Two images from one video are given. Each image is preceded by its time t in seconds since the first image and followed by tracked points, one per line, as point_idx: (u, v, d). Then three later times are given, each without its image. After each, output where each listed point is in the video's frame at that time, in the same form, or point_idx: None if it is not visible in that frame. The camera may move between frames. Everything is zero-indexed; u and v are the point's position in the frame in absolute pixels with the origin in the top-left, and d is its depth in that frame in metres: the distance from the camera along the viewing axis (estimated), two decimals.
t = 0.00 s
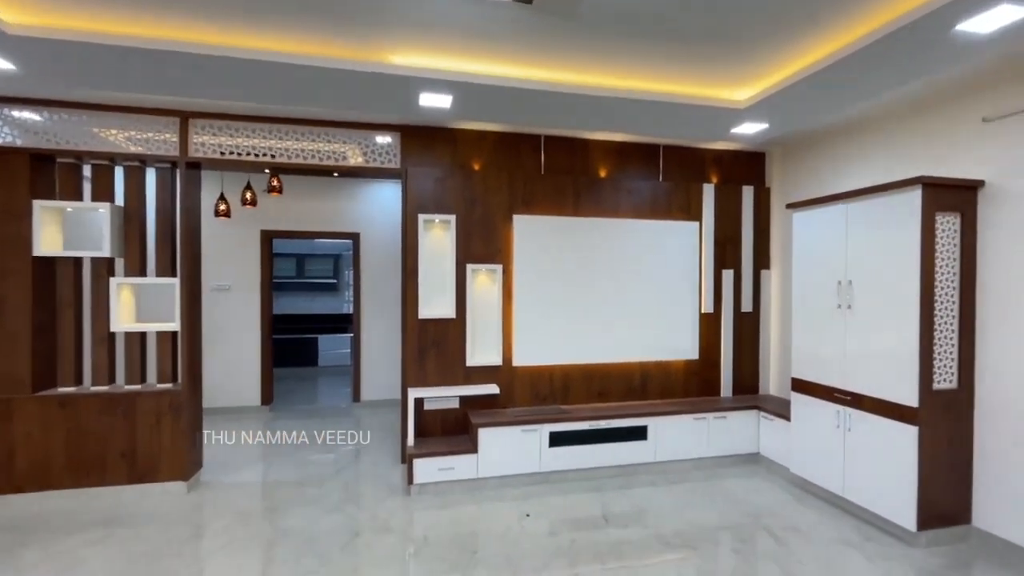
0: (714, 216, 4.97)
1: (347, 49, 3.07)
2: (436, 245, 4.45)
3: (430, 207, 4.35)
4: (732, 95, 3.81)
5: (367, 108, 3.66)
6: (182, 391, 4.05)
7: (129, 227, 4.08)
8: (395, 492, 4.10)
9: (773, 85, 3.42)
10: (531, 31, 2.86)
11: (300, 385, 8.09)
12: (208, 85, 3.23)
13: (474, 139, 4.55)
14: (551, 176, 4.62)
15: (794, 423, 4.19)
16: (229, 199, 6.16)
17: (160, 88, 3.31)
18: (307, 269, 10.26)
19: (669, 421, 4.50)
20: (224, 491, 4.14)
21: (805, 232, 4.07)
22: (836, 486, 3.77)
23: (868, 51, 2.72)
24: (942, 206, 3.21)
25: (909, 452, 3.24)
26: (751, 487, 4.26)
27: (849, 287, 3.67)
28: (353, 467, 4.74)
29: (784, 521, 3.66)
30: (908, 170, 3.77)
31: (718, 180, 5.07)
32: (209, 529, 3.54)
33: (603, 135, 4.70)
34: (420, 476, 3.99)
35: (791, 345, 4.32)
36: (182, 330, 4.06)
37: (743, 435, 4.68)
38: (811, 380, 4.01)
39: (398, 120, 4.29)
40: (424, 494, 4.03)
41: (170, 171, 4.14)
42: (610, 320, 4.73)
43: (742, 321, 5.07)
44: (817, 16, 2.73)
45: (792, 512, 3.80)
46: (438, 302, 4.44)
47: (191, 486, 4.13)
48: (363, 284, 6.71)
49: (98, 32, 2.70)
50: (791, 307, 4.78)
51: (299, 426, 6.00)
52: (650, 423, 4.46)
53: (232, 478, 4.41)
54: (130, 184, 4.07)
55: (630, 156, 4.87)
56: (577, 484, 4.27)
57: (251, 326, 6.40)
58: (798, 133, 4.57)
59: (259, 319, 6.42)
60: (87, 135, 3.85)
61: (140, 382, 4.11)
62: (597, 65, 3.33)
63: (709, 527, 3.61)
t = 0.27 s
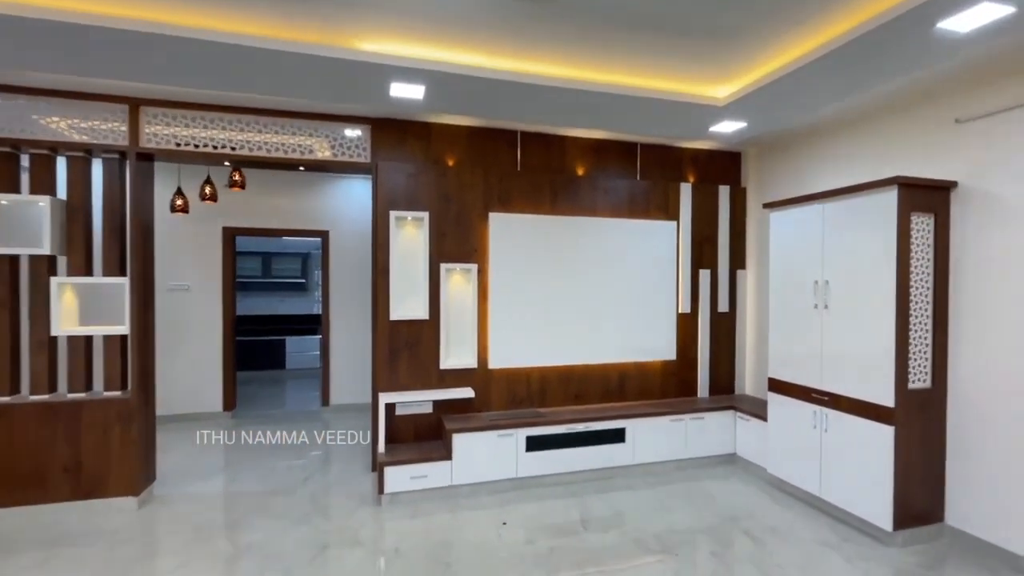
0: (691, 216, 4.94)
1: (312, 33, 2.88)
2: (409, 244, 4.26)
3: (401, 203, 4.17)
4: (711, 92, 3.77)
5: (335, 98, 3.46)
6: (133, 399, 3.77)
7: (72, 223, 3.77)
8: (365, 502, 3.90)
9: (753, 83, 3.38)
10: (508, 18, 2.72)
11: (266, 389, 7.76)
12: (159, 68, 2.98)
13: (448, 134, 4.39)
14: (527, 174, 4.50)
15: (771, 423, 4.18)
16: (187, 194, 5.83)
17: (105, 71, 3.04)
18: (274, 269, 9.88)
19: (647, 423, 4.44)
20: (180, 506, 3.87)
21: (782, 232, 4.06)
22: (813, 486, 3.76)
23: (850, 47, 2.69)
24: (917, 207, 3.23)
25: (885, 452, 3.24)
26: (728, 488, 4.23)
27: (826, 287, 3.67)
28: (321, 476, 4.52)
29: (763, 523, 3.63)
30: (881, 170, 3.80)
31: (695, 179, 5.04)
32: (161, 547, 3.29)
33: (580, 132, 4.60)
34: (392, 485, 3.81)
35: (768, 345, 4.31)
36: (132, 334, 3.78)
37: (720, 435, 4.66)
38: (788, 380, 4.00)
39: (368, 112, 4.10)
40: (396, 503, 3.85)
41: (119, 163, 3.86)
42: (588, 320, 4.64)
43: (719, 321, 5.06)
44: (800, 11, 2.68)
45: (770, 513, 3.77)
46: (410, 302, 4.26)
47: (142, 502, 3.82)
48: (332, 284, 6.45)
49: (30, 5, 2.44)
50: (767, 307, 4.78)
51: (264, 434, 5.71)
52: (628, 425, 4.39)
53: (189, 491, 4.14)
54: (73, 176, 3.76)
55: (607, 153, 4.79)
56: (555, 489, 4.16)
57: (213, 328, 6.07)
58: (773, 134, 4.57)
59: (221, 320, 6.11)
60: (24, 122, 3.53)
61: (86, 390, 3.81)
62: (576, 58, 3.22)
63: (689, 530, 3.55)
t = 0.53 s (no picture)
0: (668, 216, 4.90)
1: (274, 15, 2.68)
2: (380, 242, 4.07)
3: (372, 200, 3.98)
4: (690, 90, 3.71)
5: (300, 87, 3.26)
6: (77, 409, 3.48)
7: (7, 218, 3.46)
8: (333, 514, 3.71)
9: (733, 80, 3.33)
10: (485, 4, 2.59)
11: (230, 394, 7.42)
12: (103, 49, 2.73)
13: (421, 129, 4.22)
14: (503, 171, 4.37)
15: (749, 424, 4.17)
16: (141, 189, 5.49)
17: (41, 52, 2.77)
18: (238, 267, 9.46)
19: (625, 425, 4.38)
20: (130, 523, 3.60)
21: (759, 232, 4.04)
22: (791, 486, 3.75)
23: (833, 44, 2.66)
24: (893, 208, 3.24)
25: (863, 452, 3.24)
26: (707, 489, 4.19)
27: (803, 287, 3.66)
28: (286, 487, 4.29)
29: (742, 525, 3.60)
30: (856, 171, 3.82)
31: (673, 178, 5.01)
32: (108, 569, 3.03)
33: (557, 129, 4.50)
34: (362, 496, 3.62)
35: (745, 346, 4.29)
36: (76, 338, 3.48)
37: (698, 436, 4.63)
38: (766, 381, 3.99)
39: (336, 104, 3.90)
40: (366, 515, 3.67)
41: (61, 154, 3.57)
42: (565, 321, 4.55)
43: (696, 321, 5.04)
44: (782, 6, 2.63)
45: (749, 514, 3.74)
46: (381, 303, 4.08)
47: (88, 520, 3.54)
48: (300, 284, 6.19)
49: None
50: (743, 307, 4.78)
51: (225, 442, 5.42)
52: (606, 428, 4.31)
53: (141, 507, 3.86)
54: (8, 166, 3.45)
55: (585, 151, 4.71)
56: (532, 495, 4.05)
57: (171, 331, 5.74)
58: (750, 134, 4.56)
59: (181, 323, 5.78)
60: None
61: (24, 399, 3.50)
62: (555, 50, 3.10)
63: (669, 534, 3.49)
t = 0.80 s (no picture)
0: (649, 214, 4.84)
1: None
2: (353, 238, 3.89)
3: (344, 194, 3.79)
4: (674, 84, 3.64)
5: (266, 72, 3.05)
6: (18, 416, 3.21)
7: None
8: (303, 525, 3.51)
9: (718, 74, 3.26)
10: None
11: (194, 399, 7.07)
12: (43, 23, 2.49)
13: (396, 120, 4.05)
14: (482, 166, 4.24)
15: (730, 424, 4.13)
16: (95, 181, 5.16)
17: None
18: (204, 266, 9.07)
19: (607, 426, 4.29)
20: (78, 540, 3.33)
21: (741, 230, 4.02)
22: (773, 486, 3.72)
23: (820, 37, 2.61)
24: (874, 205, 3.23)
25: (846, 451, 3.22)
26: (689, 490, 4.14)
27: (785, 285, 3.64)
28: (253, 497, 4.06)
29: (726, 526, 3.55)
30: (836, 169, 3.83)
31: (653, 176, 4.96)
32: None
33: (538, 123, 4.39)
34: (333, 505, 3.44)
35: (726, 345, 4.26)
36: (17, 340, 3.21)
37: (679, 436, 4.58)
38: (747, 380, 3.97)
39: (306, 92, 3.70)
40: (337, 525, 3.48)
41: None
42: (546, 321, 4.44)
43: (677, 320, 4.99)
44: None
45: (732, 515, 3.70)
46: (354, 303, 3.90)
47: (30, 537, 3.28)
48: (268, 283, 5.93)
49: None
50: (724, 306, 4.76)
51: (188, 450, 5.13)
52: (587, 430, 4.22)
53: (91, 523, 3.58)
54: None
55: (565, 147, 4.61)
56: (512, 500, 3.92)
57: (128, 332, 5.42)
58: (731, 132, 4.54)
59: (139, 324, 5.47)
60: None
61: None
62: (537, 37, 2.98)
63: (653, 537, 3.41)
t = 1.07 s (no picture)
0: (636, 210, 4.76)
1: None
2: (329, 233, 3.70)
3: (320, 186, 3.60)
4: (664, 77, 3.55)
5: (235, 55, 2.85)
6: None
7: None
8: (276, 537, 3.31)
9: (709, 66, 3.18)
10: None
11: (161, 403, 6.74)
12: None
13: (376, 110, 3.87)
14: (466, 159, 4.09)
15: (719, 423, 4.08)
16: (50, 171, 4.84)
17: None
18: (172, 264, 8.66)
19: (594, 427, 4.19)
20: (27, 559, 3.07)
21: (729, 227, 3.97)
22: (762, 486, 3.67)
23: (816, 27, 2.54)
24: (865, 202, 3.19)
25: (837, 451, 3.18)
26: (677, 491, 4.06)
27: (775, 283, 3.59)
28: (222, 507, 3.83)
29: (716, 528, 3.47)
30: (824, 165, 3.80)
31: (640, 172, 4.88)
32: None
33: (523, 116, 4.26)
34: (308, 515, 3.25)
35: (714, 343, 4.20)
36: None
37: (666, 436, 4.51)
38: (736, 379, 3.91)
39: (279, 78, 3.50)
40: (313, 536, 3.29)
41: None
42: (532, 319, 4.32)
43: (663, 319, 4.93)
44: None
45: (722, 516, 3.63)
46: (331, 301, 3.71)
47: None
48: (240, 281, 5.67)
49: None
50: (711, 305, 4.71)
51: (153, 458, 4.85)
52: (574, 432, 4.11)
53: (43, 539, 3.32)
54: None
55: (551, 141, 4.50)
56: (497, 505, 3.78)
57: (88, 333, 5.11)
58: (718, 128, 4.49)
59: (101, 324, 5.16)
60: None
61: None
62: (525, 23, 2.85)
63: (642, 541, 3.32)
